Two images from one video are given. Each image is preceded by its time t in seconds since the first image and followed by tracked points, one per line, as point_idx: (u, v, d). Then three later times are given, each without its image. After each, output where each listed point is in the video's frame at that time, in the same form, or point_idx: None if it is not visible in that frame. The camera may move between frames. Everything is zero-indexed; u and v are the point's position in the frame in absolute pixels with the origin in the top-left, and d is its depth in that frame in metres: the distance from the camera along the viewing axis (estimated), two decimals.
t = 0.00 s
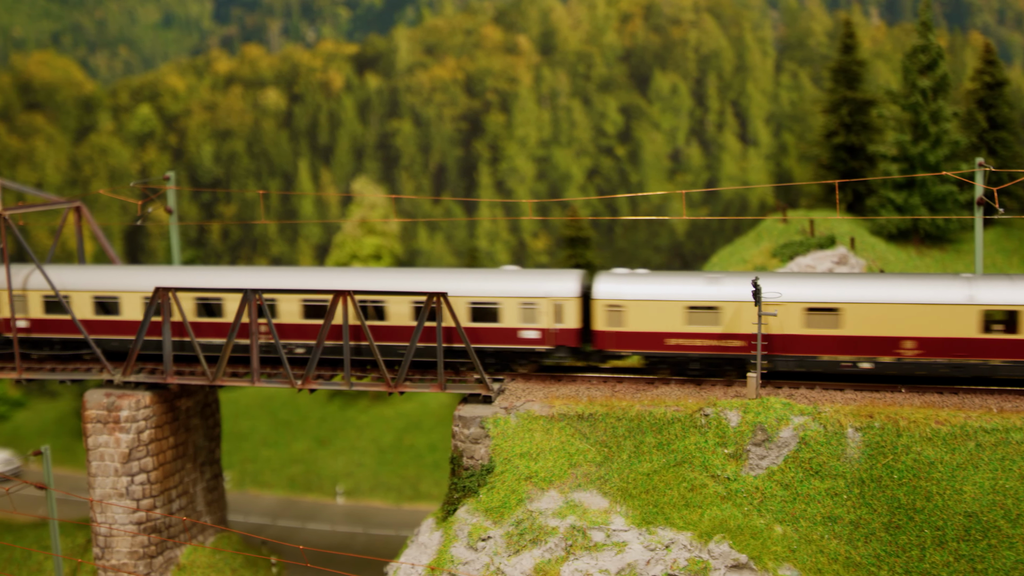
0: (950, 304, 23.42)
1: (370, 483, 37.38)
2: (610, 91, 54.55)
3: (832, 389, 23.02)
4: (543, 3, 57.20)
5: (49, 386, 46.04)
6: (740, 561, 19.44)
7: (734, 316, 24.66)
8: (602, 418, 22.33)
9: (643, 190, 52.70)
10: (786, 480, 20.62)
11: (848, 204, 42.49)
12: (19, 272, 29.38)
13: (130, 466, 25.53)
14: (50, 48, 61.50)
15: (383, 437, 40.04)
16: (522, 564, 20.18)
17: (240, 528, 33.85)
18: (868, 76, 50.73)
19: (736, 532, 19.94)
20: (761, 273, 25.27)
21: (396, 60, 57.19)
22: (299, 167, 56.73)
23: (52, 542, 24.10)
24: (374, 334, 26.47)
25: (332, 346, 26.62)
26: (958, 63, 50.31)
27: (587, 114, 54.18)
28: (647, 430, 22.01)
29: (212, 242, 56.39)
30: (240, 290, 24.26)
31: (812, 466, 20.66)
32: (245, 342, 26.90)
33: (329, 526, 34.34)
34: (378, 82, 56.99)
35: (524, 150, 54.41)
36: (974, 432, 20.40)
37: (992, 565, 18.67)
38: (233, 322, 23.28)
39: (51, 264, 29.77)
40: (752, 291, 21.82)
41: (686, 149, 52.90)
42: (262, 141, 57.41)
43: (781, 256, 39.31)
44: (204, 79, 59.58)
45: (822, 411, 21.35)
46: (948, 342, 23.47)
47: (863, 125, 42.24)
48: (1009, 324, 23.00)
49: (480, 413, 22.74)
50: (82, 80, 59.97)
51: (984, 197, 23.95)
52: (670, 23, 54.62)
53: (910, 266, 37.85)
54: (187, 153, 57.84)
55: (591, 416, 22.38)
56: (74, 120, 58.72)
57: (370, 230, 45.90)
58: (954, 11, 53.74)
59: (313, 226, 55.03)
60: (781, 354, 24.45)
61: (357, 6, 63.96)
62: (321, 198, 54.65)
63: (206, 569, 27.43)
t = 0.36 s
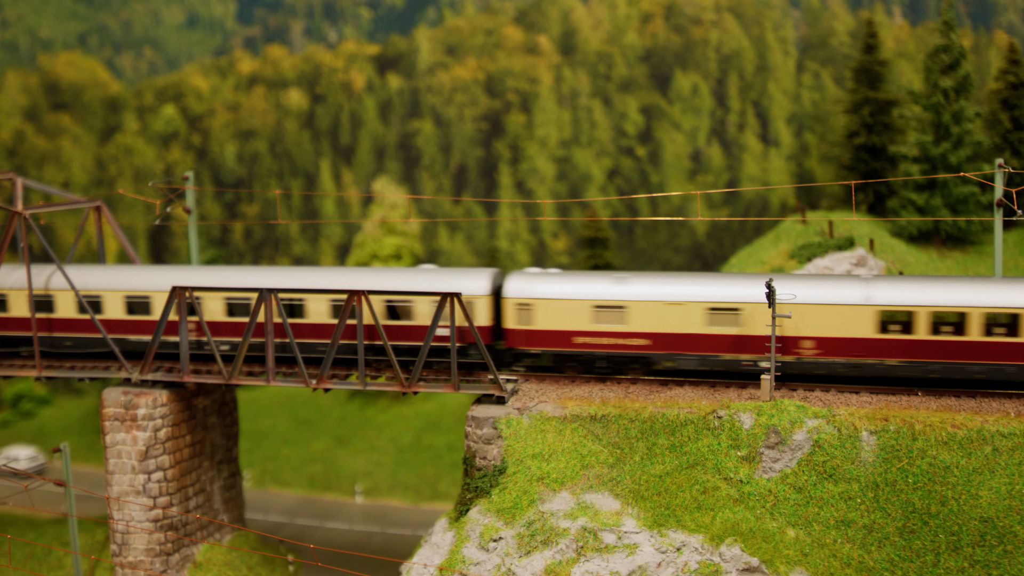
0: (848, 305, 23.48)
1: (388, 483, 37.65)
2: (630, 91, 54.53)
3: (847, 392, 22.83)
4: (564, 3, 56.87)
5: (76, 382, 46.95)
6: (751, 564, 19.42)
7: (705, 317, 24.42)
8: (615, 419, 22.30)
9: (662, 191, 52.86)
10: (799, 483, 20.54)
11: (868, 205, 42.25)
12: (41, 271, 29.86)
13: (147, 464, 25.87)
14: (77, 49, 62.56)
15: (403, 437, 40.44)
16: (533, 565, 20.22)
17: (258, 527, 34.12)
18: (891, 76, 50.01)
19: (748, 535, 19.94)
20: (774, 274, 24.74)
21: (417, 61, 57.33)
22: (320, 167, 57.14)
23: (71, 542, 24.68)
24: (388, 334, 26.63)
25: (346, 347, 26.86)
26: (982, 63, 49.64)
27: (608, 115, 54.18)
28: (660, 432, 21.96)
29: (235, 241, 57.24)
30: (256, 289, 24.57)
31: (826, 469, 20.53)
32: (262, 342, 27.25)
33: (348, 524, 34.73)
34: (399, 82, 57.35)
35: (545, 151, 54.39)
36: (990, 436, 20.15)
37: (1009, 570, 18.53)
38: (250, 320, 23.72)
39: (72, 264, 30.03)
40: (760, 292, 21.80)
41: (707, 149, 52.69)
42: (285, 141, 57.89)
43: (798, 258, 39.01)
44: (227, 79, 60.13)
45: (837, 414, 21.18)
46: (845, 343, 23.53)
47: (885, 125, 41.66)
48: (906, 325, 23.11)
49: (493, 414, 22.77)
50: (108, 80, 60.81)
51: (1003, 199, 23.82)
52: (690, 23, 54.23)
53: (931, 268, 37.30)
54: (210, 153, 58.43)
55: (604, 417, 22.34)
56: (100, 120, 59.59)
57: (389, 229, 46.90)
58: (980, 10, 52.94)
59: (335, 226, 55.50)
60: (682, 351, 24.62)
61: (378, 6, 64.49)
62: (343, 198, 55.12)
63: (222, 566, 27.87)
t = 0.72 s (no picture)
0: (744, 304, 24.06)
1: (404, 483, 37.77)
2: (649, 91, 54.22)
3: (858, 394, 22.69)
4: (583, 3, 56.85)
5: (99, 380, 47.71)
6: (757, 567, 19.26)
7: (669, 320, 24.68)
8: (623, 421, 22.17)
9: (682, 191, 52.54)
10: (808, 486, 20.41)
11: (887, 206, 41.72)
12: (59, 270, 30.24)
13: (160, 461, 26.14)
14: (101, 50, 63.45)
15: (419, 437, 40.54)
16: (540, 566, 20.23)
17: (273, 526, 34.38)
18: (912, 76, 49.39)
19: (755, 538, 19.86)
20: (782, 276, 24.66)
21: (436, 61, 57.58)
22: (339, 166, 57.38)
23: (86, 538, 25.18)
24: (399, 333, 26.74)
25: (358, 346, 26.91)
26: (1003, 62, 49.07)
27: (626, 115, 53.95)
28: (669, 433, 21.80)
29: (255, 241, 57.63)
30: (267, 289, 24.88)
31: (836, 472, 20.38)
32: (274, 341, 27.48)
33: (363, 523, 35.05)
34: (418, 82, 57.54)
35: (563, 150, 54.40)
36: (1003, 440, 19.86)
37: None
38: (262, 318, 23.89)
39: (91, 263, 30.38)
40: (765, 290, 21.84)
41: (725, 149, 52.43)
42: (305, 140, 58.24)
43: (813, 259, 38.70)
44: (248, 79, 60.46)
45: (847, 417, 20.98)
46: (741, 341, 24.14)
47: (904, 125, 41.22)
48: (802, 325, 23.72)
49: (502, 414, 22.75)
50: (131, 81, 61.50)
51: (1019, 201, 23.51)
52: (709, 23, 54.07)
53: (948, 270, 36.73)
54: (231, 153, 58.99)
55: (613, 418, 22.23)
56: (123, 120, 60.38)
57: (408, 229, 47.00)
58: (1002, 9, 51.97)
59: (354, 225, 55.89)
60: (586, 350, 25.34)
61: (397, 6, 64.97)
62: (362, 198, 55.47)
63: (235, 563, 27.92)
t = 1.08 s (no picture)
0: (656, 302, 24.92)
1: (428, 482, 38.10)
2: (675, 91, 53.87)
3: (879, 397, 22.65)
4: (609, 2, 56.43)
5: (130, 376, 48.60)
6: (773, 570, 19.17)
7: (769, 323, 24.06)
8: (641, 422, 22.25)
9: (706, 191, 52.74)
10: (826, 489, 20.33)
11: (915, 207, 40.91)
12: (83, 268, 30.89)
13: (182, 457, 26.63)
14: (133, 50, 64.38)
15: (443, 437, 40.75)
16: (555, 566, 20.18)
17: (297, 523, 34.89)
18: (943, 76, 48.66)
19: (771, 541, 19.71)
20: (801, 277, 24.57)
21: (463, 61, 57.74)
22: (367, 166, 58.00)
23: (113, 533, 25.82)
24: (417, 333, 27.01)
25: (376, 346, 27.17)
26: None
27: (651, 114, 53.82)
28: (686, 435, 21.83)
29: (284, 239, 58.00)
30: (288, 287, 25.43)
31: (854, 475, 20.34)
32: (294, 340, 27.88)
33: (386, 522, 35.34)
34: (445, 82, 57.81)
35: (588, 150, 54.54)
36: None
37: None
38: (283, 315, 24.39)
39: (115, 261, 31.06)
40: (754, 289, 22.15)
41: (752, 149, 52.16)
42: (333, 140, 58.88)
43: (837, 260, 38.33)
44: (277, 79, 61.16)
45: (866, 420, 21.07)
46: (653, 338, 25.00)
47: (931, 125, 40.58)
48: (710, 322, 24.49)
49: (519, 414, 22.90)
50: (163, 81, 62.43)
51: None
52: (736, 22, 53.50)
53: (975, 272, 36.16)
54: (260, 152, 59.70)
55: (630, 419, 22.33)
56: (155, 119, 61.52)
57: (434, 229, 47.10)
58: None
59: (381, 224, 56.47)
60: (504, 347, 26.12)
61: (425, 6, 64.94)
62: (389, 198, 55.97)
63: (257, 560, 28.36)
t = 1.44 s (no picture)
0: (580, 300, 26.16)
1: (459, 480, 38.65)
2: (709, 90, 53.54)
3: (906, 400, 22.74)
4: (643, 2, 55.90)
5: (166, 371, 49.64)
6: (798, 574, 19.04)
7: (794, 325, 24.44)
8: (666, 423, 22.31)
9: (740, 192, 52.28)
10: (853, 493, 20.16)
11: (950, 208, 40.12)
12: (117, 265, 31.71)
13: (213, 454, 27.23)
14: (172, 50, 65.61)
15: (474, 435, 40.97)
16: (579, 567, 20.25)
17: (328, 520, 35.44)
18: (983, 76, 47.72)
19: (796, 544, 19.54)
20: (830, 277, 24.79)
21: (496, 60, 58.00)
22: (401, 165, 58.56)
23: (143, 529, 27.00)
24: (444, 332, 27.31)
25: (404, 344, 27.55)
26: None
27: (684, 114, 53.64)
28: (712, 437, 21.82)
29: (319, 238, 58.71)
30: (317, 286, 25.91)
31: (881, 479, 20.16)
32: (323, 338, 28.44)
33: (417, 520, 35.79)
34: (478, 82, 58.13)
35: (621, 150, 54.46)
36: None
37: None
38: (312, 315, 24.87)
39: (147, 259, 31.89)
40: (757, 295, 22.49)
41: (786, 149, 51.76)
42: (367, 140, 59.58)
43: (868, 261, 37.89)
44: (313, 79, 61.97)
45: (894, 423, 20.91)
46: (579, 334, 26.27)
47: (968, 126, 39.75)
48: (760, 325, 24.70)
49: (545, 414, 23.01)
50: (201, 81, 63.69)
51: None
52: (771, 21, 52.91)
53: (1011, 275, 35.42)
54: (296, 152, 60.53)
55: (655, 420, 22.39)
56: (193, 119, 62.75)
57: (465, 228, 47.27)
58: None
59: (414, 224, 57.02)
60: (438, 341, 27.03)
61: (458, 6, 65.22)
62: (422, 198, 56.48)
63: (286, 556, 29.00)
